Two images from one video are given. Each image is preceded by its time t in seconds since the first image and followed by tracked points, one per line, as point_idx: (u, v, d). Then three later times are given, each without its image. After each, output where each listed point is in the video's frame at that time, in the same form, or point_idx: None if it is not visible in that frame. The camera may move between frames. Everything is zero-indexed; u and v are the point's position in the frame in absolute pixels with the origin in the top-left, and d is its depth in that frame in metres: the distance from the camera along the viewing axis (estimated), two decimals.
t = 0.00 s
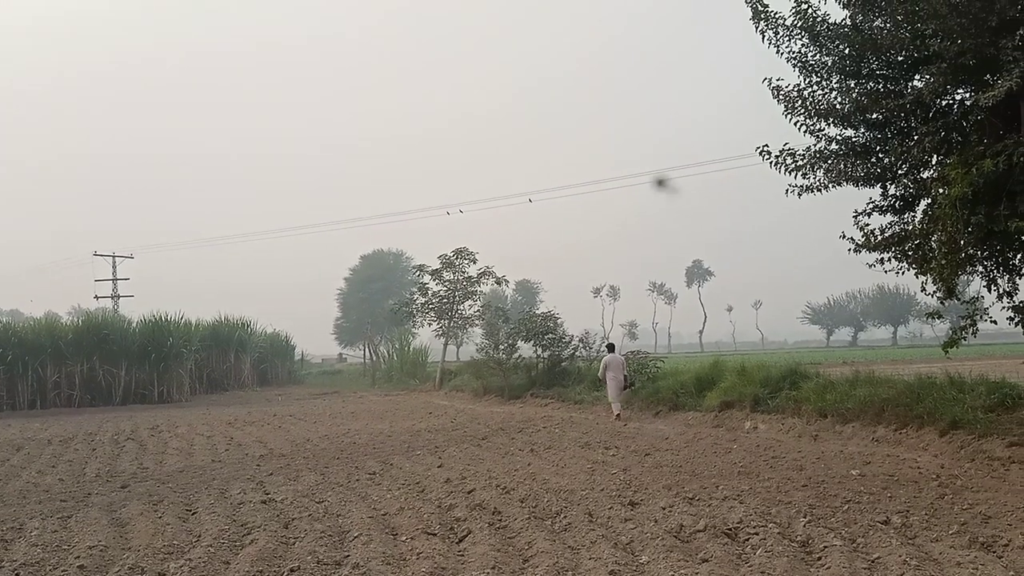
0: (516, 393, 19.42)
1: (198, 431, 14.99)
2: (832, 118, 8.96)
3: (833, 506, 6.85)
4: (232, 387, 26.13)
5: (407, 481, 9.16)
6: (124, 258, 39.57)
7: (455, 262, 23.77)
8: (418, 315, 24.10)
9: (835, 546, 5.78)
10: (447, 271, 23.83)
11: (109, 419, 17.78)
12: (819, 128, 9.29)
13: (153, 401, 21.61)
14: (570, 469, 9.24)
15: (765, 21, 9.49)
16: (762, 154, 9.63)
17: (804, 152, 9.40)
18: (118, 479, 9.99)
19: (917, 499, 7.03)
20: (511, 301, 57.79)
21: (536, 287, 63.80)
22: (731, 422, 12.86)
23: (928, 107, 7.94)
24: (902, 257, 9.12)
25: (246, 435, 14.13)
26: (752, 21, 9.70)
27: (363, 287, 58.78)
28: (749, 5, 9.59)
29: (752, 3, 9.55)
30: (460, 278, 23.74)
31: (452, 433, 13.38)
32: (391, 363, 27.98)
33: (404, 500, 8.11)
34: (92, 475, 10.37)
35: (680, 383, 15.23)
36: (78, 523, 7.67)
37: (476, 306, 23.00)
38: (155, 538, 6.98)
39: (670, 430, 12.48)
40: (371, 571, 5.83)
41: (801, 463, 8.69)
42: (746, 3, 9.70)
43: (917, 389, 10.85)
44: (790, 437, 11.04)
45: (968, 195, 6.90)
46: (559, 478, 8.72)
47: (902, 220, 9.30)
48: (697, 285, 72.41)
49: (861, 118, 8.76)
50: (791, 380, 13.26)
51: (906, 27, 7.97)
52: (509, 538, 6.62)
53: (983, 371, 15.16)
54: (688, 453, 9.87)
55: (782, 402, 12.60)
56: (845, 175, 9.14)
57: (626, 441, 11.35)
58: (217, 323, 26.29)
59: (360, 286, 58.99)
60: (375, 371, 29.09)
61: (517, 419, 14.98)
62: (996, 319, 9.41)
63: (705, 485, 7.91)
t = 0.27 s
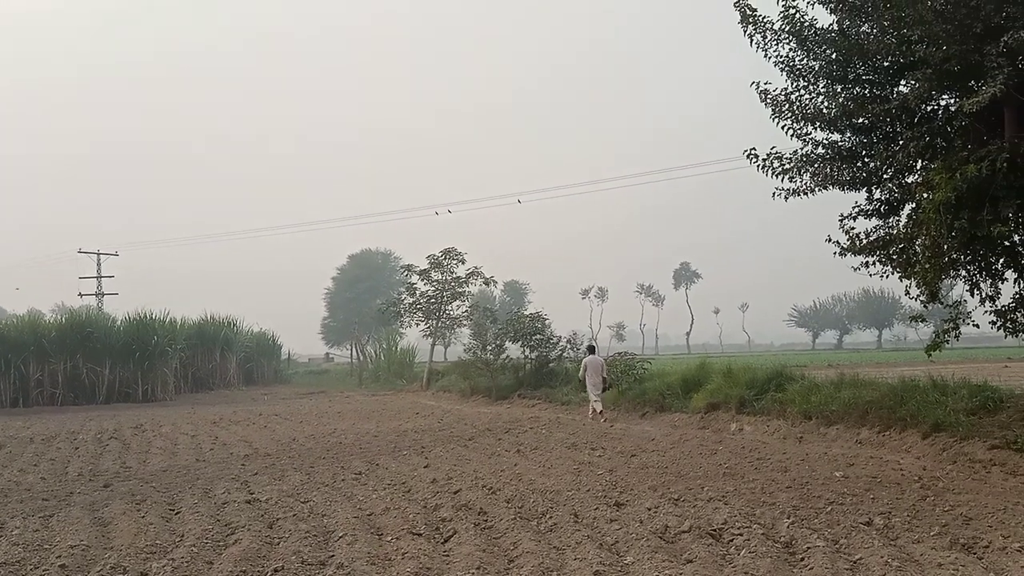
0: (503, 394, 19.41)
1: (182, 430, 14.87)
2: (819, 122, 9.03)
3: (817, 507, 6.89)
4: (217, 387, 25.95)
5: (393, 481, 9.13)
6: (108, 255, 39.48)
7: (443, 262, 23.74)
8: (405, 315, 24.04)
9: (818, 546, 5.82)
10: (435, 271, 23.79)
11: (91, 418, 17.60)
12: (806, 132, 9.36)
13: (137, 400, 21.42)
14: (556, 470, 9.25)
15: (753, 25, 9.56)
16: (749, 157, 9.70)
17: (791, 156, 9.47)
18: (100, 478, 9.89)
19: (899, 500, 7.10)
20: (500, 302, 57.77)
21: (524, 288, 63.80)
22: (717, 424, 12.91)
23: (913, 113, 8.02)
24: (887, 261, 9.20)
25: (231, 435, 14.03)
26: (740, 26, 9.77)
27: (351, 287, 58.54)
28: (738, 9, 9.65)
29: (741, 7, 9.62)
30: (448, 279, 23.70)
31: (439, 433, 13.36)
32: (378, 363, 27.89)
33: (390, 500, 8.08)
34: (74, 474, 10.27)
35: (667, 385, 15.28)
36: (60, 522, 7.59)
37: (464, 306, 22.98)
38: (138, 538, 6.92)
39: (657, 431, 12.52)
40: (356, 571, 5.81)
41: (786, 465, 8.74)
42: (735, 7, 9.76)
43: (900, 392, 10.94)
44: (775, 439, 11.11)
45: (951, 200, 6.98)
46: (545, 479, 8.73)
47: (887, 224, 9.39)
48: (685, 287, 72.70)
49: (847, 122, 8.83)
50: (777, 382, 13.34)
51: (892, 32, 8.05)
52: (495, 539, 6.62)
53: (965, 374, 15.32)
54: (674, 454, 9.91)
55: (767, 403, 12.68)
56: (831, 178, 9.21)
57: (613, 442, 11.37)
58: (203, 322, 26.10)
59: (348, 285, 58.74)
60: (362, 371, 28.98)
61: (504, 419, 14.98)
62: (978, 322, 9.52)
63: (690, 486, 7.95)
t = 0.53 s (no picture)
0: (491, 391, 19.40)
1: (167, 426, 14.76)
2: (807, 122, 9.07)
3: (802, 504, 6.94)
4: (203, 383, 25.78)
5: (379, 478, 9.11)
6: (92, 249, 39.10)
7: (432, 259, 23.69)
8: (393, 311, 23.97)
9: (801, 543, 5.86)
10: (423, 268, 23.74)
11: (74, 413, 17.42)
12: (793, 132, 9.41)
13: (121, 395, 21.24)
14: (543, 467, 9.25)
15: (742, 25, 9.58)
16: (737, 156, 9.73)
17: (778, 155, 9.52)
18: (83, 474, 9.81)
19: (882, 497, 7.15)
20: (488, 300, 57.76)
21: (513, 286, 63.80)
22: (704, 422, 12.96)
23: (899, 114, 8.08)
24: (872, 261, 9.27)
25: (217, 431, 13.95)
26: (729, 25, 9.80)
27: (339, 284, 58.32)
28: (727, 8, 9.68)
29: (730, 7, 9.64)
30: (437, 276, 23.66)
31: (426, 430, 13.33)
32: (366, 360, 27.80)
33: (376, 497, 8.05)
34: (57, 470, 10.18)
35: (654, 383, 15.33)
36: (42, 518, 7.52)
37: (452, 303, 22.95)
38: (120, 534, 6.87)
39: (644, 429, 12.55)
40: (341, 567, 5.79)
41: (771, 462, 8.79)
42: (724, 6, 9.79)
43: (885, 390, 11.04)
44: (761, 437, 11.17)
45: (936, 201, 7.03)
46: (532, 476, 8.73)
47: (872, 224, 9.45)
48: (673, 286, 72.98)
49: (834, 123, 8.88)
50: (763, 380, 13.41)
51: (879, 33, 8.10)
52: (481, 535, 6.61)
53: (949, 374, 15.47)
54: (661, 452, 9.94)
55: (753, 402, 12.75)
56: (818, 178, 9.27)
57: (600, 439, 11.39)
58: (189, 318, 25.92)
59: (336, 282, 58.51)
60: (350, 368, 28.89)
61: (492, 417, 14.97)
62: (961, 322, 9.61)
63: (676, 483, 7.97)
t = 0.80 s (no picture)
0: (483, 385, 19.41)
1: (158, 420, 14.70)
2: (799, 116, 9.09)
3: (792, 497, 6.98)
4: (194, 377, 25.68)
5: (371, 472, 9.10)
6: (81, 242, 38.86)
7: (424, 253, 23.64)
8: (386, 306, 23.92)
9: (792, 536, 5.89)
10: (415, 262, 23.69)
11: (64, 407, 17.32)
12: (785, 126, 9.42)
13: (112, 389, 21.14)
14: (535, 461, 9.26)
15: (734, 19, 9.57)
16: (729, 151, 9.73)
17: (770, 150, 9.53)
18: (74, 468, 9.76)
19: (872, 491, 7.20)
20: (481, 294, 57.76)
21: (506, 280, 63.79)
22: (696, 416, 13.00)
23: (891, 109, 8.10)
24: (863, 255, 9.30)
25: (208, 425, 13.90)
26: (722, 19, 9.78)
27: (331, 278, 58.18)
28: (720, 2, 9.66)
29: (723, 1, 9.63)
30: (429, 270, 23.62)
31: (418, 424, 13.33)
32: (358, 354, 27.75)
33: (368, 491, 8.05)
34: (47, 464, 10.12)
35: (646, 377, 15.36)
36: (32, 512, 7.48)
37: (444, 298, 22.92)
38: (111, 528, 6.84)
39: (635, 423, 12.58)
40: (333, 561, 5.79)
41: (763, 456, 8.83)
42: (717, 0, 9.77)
43: (875, 385, 11.10)
44: (752, 431, 11.22)
45: (927, 196, 7.06)
46: (524, 470, 8.74)
47: (864, 219, 9.49)
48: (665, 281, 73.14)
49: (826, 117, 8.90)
50: (754, 375, 13.46)
51: (871, 28, 8.10)
52: (473, 529, 6.62)
53: (938, 368, 15.58)
54: (653, 446, 9.96)
55: (745, 396, 12.80)
56: (810, 173, 9.28)
57: (592, 433, 11.41)
58: (180, 311, 25.80)
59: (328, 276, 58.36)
60: (342, 363, 28.84)
61: (484, 411, 14.97)
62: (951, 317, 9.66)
63: (667, 477, 8.00)
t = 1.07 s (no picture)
0: (479, 379, 19.42)
1: (151, 414, 14.66)
2: (793, 109, 9.09)
3: (786, 489, 7.00)
4: (188, 370, 25.61)
5: (366, 465, 9.10)
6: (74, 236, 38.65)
7: (418, 246, 23.60)
8: (380, 299, 23.89)
9: (785, 528, 5.91)
10: (410, 255, 23.65)
11: (58, 401, 17.25)
12: (780, 119, 9.41)
13: (106, 383, 21.07)
14: (530, 453, 9.27)
15: (729, 12, 9.55)
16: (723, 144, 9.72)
17: (765, 143, 9.53)
18: (67, 462, 9.72)
19: (865, 482, 7.23)
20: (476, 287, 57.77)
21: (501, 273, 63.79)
22: (690, 408, 13.03)
23: (885, 102, 8.10)
24: (857, 248, 9.32)
25: (202, 419, 13.87)
26: (716, 12, 9.75)
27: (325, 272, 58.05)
28: None
29: None
30: (424, 263, 23.59)
31: (413, 418, 13.32)
32: (353, 348, 27.71)
33: (363, 484, 8.04)
34: (40, 458, 10.09)
35: (641, 370, 15.39)
36: (25, 506, 7.45)
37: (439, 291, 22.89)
38: (105, 522, 6.82)
39: (630, 416, 12.60)
40: (327, 554, 5.78)
41: (757, 448, 8.86)
42: None
43: (869, 377, 11.15)
44: (747, 423, 11.25)
45: (920, 189, 7.06)
46: (519, 462, 8.75)
47: (858, 212, 9.50)
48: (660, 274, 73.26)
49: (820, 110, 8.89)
50: (749, 367, 13.50)
51: (865, 21, 8.09)
52: (468, 521, 6.62)
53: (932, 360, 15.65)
54: (647, 438, 9.98)
55: (739, 389, 12.84)
56: (804, 166, 9.29)
57: (587, 426, 11.42)
58: (174, 305, 25.70)
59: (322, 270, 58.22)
60: (337, 356, 28.80)
61: (479, 404, 14.98)
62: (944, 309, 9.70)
63: (662, 469, 8.02)
